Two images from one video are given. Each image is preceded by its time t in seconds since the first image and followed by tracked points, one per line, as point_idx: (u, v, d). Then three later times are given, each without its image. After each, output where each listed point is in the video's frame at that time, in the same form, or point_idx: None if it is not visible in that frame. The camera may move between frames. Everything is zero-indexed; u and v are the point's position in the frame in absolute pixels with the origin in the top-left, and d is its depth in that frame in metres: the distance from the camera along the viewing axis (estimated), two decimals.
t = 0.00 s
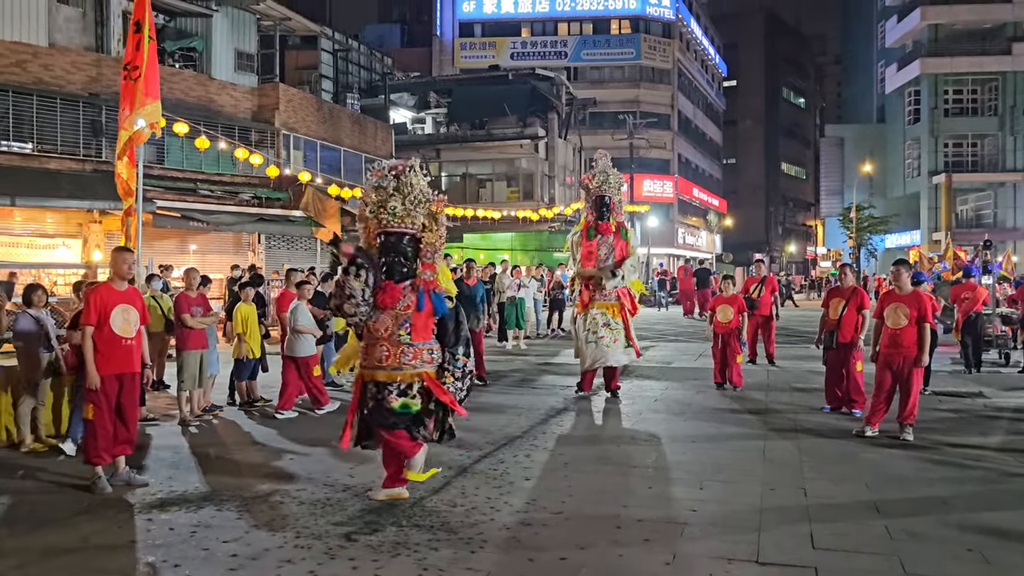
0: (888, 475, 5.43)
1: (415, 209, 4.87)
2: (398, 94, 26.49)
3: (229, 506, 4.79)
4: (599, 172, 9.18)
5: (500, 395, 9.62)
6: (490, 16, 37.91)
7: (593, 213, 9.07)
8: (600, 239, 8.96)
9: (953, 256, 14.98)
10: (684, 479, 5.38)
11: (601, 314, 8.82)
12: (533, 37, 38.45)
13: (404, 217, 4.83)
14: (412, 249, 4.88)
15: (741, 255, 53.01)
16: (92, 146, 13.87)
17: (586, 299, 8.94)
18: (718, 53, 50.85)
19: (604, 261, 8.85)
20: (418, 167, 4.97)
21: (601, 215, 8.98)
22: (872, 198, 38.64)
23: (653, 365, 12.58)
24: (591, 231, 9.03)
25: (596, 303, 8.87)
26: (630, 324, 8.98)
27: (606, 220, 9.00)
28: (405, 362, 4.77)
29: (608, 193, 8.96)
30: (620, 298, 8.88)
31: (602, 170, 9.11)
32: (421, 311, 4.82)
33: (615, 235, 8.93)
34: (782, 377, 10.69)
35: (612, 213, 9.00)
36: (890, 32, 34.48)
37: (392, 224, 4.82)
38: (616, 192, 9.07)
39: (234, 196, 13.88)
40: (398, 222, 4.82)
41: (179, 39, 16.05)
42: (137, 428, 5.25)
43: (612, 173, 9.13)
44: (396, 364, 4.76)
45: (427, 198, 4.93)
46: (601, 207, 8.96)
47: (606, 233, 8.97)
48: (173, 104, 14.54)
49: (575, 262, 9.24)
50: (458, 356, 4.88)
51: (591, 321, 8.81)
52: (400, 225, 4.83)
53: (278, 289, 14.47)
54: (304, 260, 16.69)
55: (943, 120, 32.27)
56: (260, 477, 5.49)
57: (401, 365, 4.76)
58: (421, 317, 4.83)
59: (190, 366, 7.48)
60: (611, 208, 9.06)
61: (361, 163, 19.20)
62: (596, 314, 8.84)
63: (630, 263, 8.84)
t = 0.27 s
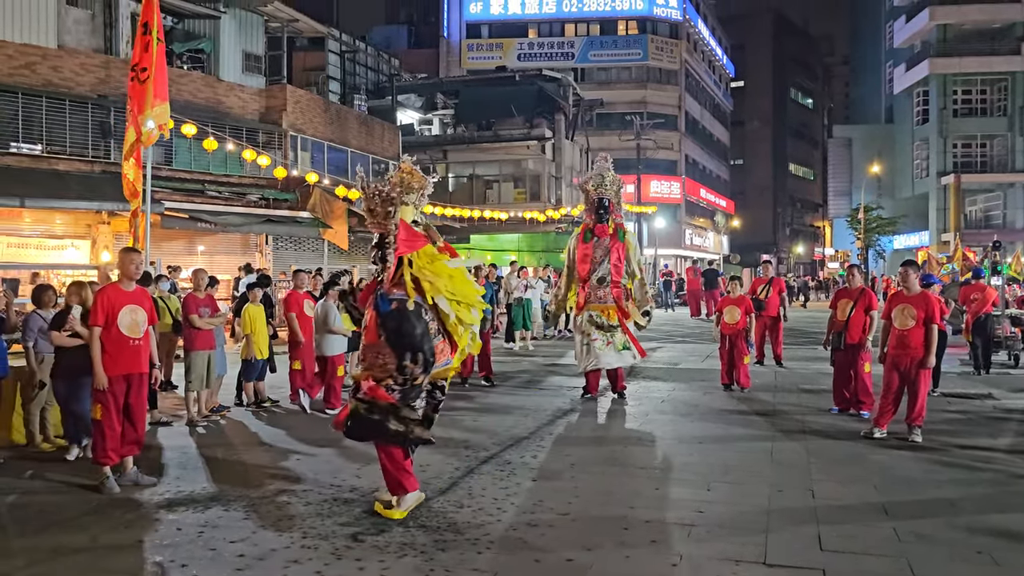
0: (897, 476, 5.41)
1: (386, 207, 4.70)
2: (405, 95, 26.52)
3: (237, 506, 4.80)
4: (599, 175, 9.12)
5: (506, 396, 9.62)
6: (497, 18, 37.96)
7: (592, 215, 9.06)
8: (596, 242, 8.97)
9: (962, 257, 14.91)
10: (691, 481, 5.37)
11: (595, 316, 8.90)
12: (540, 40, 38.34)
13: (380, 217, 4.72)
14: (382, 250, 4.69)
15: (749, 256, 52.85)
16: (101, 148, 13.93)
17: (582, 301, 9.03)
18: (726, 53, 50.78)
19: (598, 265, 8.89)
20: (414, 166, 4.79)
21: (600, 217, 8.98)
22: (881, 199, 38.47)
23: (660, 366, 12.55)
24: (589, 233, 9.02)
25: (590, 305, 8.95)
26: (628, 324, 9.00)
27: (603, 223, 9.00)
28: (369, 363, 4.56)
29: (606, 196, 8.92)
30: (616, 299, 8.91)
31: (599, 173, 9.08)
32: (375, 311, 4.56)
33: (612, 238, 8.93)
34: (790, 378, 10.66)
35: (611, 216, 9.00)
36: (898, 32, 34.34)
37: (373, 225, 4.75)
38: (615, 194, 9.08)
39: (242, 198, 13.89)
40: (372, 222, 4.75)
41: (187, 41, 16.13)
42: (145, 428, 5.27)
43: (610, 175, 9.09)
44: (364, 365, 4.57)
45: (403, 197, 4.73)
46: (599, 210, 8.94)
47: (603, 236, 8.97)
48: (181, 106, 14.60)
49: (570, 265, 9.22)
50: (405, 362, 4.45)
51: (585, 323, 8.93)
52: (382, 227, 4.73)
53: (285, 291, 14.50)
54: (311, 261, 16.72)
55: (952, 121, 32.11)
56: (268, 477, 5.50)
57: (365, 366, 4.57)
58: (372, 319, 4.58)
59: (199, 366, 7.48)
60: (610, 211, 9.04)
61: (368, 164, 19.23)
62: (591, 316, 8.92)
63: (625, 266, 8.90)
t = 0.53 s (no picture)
0: (904, 477, 5.39)
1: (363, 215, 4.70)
2: (411, 95, 26.55)
3: (243, 506, 4.81)
4: (597, 174, 9.21)
5: (512, 396, 9.61)
6: (503, 18, 37.96)
7: (591, 213, 9.07)
8: (592, 238, 8.98)
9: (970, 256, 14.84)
10: (698, 481, 5.36)
11: (588, 313, 8.92)
12: (546, 39, 38.41)
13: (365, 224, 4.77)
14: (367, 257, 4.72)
15: (756, 256, 52.73)
16: (108, 148, 13.98)
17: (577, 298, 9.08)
18: (732, 53, 50.63)
19: (592, 262, 8.92)
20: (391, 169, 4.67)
21: (600, 214, 8.97)
22: (888, 199, 38.34)
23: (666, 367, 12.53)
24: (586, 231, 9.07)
25: (585, 302, 8.99)
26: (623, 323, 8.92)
27: (602, 220, 9.01)
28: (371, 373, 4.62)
29: (606, 193, 8.96)
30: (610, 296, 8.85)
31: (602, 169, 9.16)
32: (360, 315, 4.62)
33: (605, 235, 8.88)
34: (797, 378, 10.61)
35: (611, 213, 8.96)
36: (905, 32, 34.23)
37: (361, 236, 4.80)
38: (615, 191, 9.10)
39: (249, 198, 13.84)
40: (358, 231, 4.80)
41: (194, 41, 16.19)
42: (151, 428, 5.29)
43: (610, 171, 9.12)
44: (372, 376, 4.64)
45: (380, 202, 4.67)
46: (599, 207, 8.95)
47: (598, 233, 8.98)
48: (188, 106, 14.64)
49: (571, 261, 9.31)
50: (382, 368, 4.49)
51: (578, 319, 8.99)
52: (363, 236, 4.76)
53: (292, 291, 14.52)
54: (317, 260, 16.75)
55: (960, 120, 31.99)
56: (274, 477, 5.51)
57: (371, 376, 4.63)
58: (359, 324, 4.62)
59: (206, 366, 7.52)
60: (610, 207, 9.02)
61: (375, 164, 19.26)
62: (586, 314, 8.94)
63: (620, 261, 8.85)
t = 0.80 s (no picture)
0: (908, 476, 5.38)
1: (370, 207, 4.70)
2: (414, 93, 26.53)
3: (247, 503, 4.82)
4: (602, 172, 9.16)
5: (515, 394, 9.62)
6: (506, 16, 37.92)
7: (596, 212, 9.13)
8: (591, 237, 9.10)
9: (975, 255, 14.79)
10: (701, 480, 5.35)
11: (583, 311, 9.01)
12: (549, 37, 38.40)
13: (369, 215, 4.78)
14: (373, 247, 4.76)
15: (759, 254, 52.65)
16: (112, 146, 14.01)
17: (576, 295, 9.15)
18: (736, 51, 50.54)
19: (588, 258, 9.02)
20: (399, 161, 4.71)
21: (601, 212, 9.02)
22: (892, 197, 38.23)
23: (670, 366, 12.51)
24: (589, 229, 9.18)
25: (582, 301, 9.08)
26: (617, 322, 8.84)
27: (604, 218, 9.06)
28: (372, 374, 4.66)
29: (608, 191, 8.99)
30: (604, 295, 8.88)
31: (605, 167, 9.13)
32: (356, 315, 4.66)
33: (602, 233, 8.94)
34: (800, 377, 10.60)
35: (612, 211, 8.98)
36: (910, 30, 34.13)
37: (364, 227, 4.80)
38: (617, 189, 9.07)
39: (252, 196, 13.89)
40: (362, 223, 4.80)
41: (198, 40, 16.22)
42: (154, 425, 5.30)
43: (616, 170, 9.08)
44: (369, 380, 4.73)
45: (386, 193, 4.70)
46: (600, 205, 9.00)
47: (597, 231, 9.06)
48: (192, 105, 14.66)
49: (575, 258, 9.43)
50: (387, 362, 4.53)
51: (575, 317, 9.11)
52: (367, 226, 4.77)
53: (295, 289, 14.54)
54: (321, 259, 16.77)
55: (964, 118, 31.87)
56: (278, 474, 5.52)
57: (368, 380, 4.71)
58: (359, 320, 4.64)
59: (210, 364, 7.57)
60: (613, 206, 9.05)
61: (378, 163, 19.25)
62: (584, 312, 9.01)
63: (614, 258, 8.89)
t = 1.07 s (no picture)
0: (907, 473, 5.38)
1: (403, 200, 4.57)
2: (414, 90, 26.48)
3: (248, 499, 4.83)
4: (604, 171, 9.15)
5: (515, 391, 9.62)
6: (507, 13, 37.93)
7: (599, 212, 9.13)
8: (594, 237, 9.10)
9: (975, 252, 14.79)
10: (701, 476, 5.35)
11: (587, 312, 9.04)
12: (550, 34, 38.33)
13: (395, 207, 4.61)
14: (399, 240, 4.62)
15: (759, 252, 52.65)
16: (112, 142, 14.00)
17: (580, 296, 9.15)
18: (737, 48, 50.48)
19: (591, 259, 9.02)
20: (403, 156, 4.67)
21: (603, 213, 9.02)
22: (892, 195, 38.19)
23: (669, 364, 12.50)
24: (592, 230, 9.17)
25: (586, 301, 9.11)
26: (616, 323, 8.85)
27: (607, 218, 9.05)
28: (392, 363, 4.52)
29: (611, 191, 8.98)
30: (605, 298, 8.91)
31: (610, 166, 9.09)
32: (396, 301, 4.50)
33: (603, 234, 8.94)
34: (800, 374, 10.60)
35: (616, 212, 8.97)
36: (910, 27, 34.09)
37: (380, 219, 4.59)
38: (620, 189, 9.03)
39: (252, 193, 13.89)
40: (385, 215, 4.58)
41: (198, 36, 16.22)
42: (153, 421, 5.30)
43: (620, 169, 9.00)
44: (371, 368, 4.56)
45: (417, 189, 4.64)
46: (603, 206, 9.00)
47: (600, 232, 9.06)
48: (193, 101, 14.66)
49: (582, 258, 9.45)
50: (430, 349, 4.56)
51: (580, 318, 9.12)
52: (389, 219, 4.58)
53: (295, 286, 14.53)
54: (321, 255, 16.77)
55: (965, 116, 31.82)
56: (278, 470, 5.53)
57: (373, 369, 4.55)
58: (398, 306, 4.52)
59: (210, 360, 7.58)
60: (616, 206, 9.03)
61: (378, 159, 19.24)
62: (588, 313, 9.03)
63: (615, 260, 8.86)
